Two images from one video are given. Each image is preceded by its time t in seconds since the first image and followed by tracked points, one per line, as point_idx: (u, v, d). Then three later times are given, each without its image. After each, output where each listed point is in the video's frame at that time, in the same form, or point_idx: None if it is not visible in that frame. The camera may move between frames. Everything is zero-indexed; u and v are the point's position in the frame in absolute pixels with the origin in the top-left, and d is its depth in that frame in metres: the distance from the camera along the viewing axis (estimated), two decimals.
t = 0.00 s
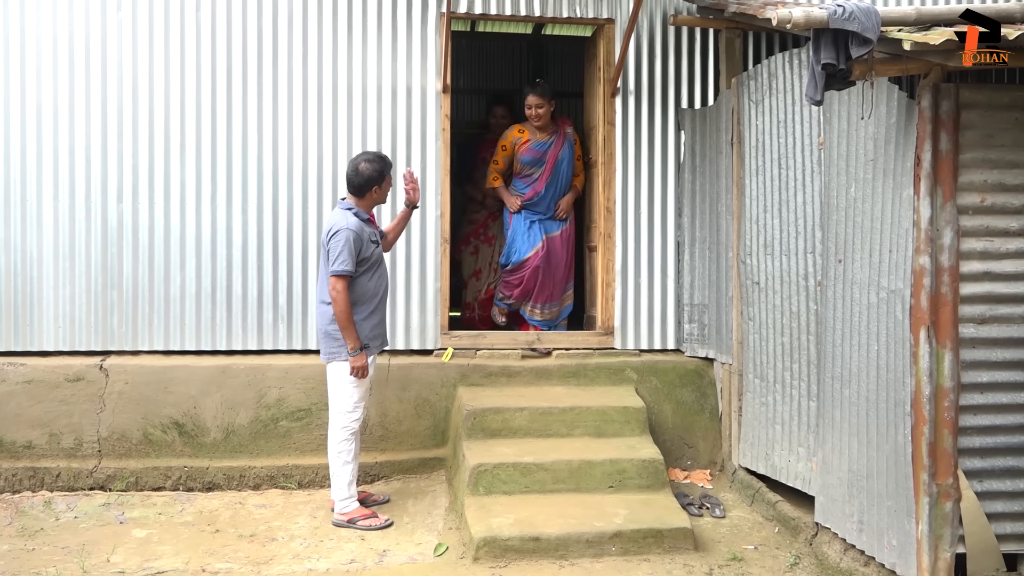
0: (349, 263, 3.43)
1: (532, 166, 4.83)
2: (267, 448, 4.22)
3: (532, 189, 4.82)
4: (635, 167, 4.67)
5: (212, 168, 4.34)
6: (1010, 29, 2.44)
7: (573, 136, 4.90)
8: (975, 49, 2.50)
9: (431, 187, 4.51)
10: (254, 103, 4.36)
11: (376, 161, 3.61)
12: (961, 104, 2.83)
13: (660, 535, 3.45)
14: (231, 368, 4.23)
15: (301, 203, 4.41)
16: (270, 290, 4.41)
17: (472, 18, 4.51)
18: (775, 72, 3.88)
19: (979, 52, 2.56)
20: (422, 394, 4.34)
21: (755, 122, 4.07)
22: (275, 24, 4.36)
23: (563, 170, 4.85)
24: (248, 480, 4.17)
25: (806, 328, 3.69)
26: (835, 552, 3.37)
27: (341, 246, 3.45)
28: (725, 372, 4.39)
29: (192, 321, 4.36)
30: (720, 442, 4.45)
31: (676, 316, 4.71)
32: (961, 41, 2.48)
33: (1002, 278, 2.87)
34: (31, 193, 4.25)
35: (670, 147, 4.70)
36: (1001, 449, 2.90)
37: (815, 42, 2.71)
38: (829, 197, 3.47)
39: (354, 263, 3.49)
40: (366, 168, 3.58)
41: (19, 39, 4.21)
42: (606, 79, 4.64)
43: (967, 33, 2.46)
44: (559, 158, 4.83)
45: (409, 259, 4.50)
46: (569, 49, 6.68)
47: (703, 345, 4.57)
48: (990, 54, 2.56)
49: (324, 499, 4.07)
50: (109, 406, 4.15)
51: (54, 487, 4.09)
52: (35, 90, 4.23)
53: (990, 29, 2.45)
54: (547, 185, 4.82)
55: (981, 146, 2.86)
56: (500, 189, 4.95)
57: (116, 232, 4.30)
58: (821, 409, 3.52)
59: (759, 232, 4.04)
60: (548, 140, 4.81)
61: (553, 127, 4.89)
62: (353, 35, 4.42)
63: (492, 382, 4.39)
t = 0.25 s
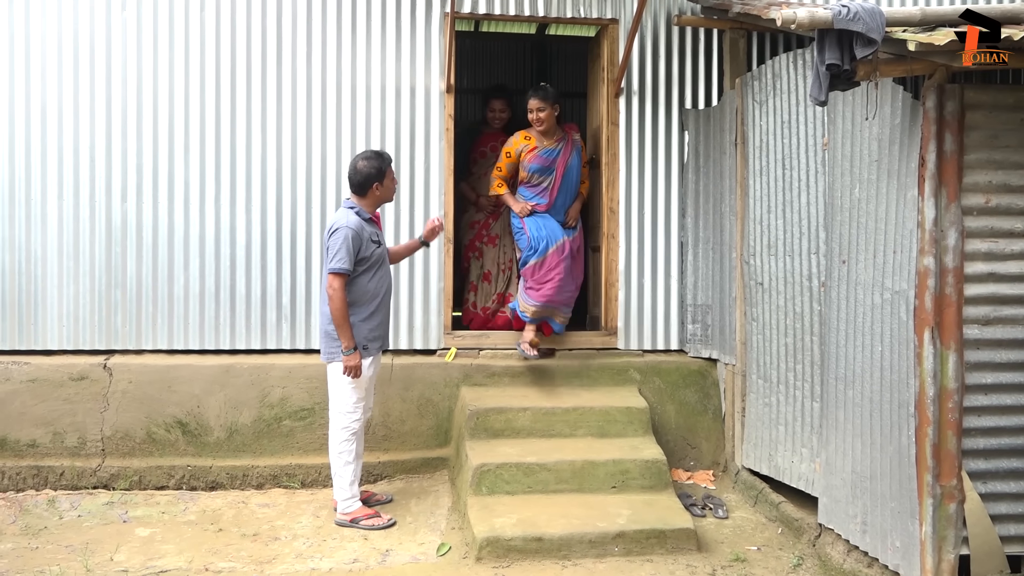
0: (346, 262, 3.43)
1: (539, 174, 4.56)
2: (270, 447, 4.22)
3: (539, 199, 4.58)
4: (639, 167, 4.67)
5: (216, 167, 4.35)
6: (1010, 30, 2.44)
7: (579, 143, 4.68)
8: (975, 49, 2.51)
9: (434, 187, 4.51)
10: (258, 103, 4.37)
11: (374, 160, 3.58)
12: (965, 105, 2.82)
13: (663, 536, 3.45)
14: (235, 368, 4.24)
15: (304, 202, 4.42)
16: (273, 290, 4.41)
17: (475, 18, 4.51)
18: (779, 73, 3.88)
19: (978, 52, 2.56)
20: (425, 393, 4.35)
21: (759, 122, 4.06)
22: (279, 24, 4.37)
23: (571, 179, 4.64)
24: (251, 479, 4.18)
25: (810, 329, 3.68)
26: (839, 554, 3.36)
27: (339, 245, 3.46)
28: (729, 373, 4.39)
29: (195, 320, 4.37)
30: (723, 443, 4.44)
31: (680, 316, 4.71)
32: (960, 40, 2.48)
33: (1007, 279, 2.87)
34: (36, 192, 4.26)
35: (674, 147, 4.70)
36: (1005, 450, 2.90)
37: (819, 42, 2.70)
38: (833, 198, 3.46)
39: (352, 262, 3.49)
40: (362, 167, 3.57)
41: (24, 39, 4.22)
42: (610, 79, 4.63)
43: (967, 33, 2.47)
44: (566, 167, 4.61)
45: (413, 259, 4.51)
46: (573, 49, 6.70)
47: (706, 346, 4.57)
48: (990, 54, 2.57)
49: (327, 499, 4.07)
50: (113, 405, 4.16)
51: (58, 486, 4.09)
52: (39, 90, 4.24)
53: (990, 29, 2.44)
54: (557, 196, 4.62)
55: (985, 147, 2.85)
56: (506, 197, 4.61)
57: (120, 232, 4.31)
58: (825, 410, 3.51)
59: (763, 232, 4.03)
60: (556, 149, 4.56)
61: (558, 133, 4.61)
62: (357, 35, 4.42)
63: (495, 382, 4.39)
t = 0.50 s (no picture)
0: (341, 257, 3.43)
1: (544, 180, 4.30)
2: (272, 446, 4.23)
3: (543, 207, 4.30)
4: (642, 167, 4.66)
5: (219, 166, 4.35)
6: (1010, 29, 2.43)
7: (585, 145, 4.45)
8: (975, 49, 2.50)
9: (437, 186, 4.51)
10: (261, 102, 4.37)
11: (357, 156, 3.59)
12: (969, 105, 2.82)
13: (666, 536, 3.45)
14: (238, 366, 4.24)
15: (307, 201, 4.42)
16: (276, 289, 4.41)
17: (479, 18, 4.51)
18: (783, 72, 3.87)
19: (978, 52, 2.56)
20: (428, 393, 4.35)
21: (762, 122, 4.06)
22: (283, 23, 4.37)
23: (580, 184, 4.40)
24: (253, 478, 4.18)
25: (813, 329, 3.68)
26: (841, 554, 3.35)
27: (336, 241, 3.47)
28: (731, 373, 4.38)
29: (198, 318, 4.37)
30: (726, 442, 4.44)
31: (682, 316, 4.71)
32: (961, 40, 2.48)
33: (1010, 279, 2.86)
34: (39, 191, 4.26)
35: (677, 147, 4.70)
36: (1008, 451, 2.89)
37: (822, 42, 2.69)
38: (836, 197, 3.46)
39: (349, 259, 3.48)
40: (349, 166, 3.58)
41: (28, 37, 4.22)
42: (613, 79, 4.62)
43: (967, 33, 2.45)
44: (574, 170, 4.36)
45: (416, 258, 4.51)
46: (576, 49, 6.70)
47: (708, 346, 4.57)
48: (990, 54, 2.56)
49: (329, 498, 4.08)
50: (116, 404, 4.16)
51: (61, 484, 4.10)
52: (43, 89, 4.24)
53: (990, 29, 2.43)
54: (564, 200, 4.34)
55: (989, 147, 2.84)
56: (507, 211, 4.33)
57: (123, 230, 4.31)
58: (828, 410, 3.51)
59: (766, 232, 4.03)
60: (562, 152, 4.31)
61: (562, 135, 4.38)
62: (360, 35, 4.42)
63: (497, 382, 4.39)
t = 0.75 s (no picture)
0: (338, 256, 3.44)
1: (544, 181, 4.22)
2: (274, 446, 4.23)
3: (542, 209, 4.20)
4: (644, 167, 4.67)
5: (221, 166, 4.36)
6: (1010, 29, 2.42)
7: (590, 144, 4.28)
8: (975, 49, 2.50)
9: (439, 186, 4.51)
10: (263, 102, 4.37)
11: (356, 156, 3.58)
12: (972, 105, 2.81)
13: (667, 536, 3.45)
14: (239, 367, 4.24)
15: (309, 201, 4.42)
16: (278, 289, 4.42)
17: (481, 18, 4.51)
18: (785, 72, 3.87)
19: (979, 52, 2.55)
20: (429, 393, 4.35)
21: (764, 122, 4.05)
22: (285, 23, 4.37)
23: (581, 182, 4.21)
24: (255, 478, 4.18)
25: (815, 329, 3.68)
26: (843, 555, 3.35)
27: (334, 241, 3.48)
28: (733, 373, 4.38)
29: (200, 318, 4.37)
30: (727, 443, 4.43)
31: (684, 316, 4.71)
32: (961, 40, 2.47)
33: (1013, 280, 2.86)
34: (41, 190, 4.27)
35: (679, 147, 4.70)
36: (1010, 451, 2.89)
37: (824, 42, 2.69)
38: (838, 198, 3.45)
39: (347, 258, 3.48)
40: (349, 164, 3.58)
41: (30, 38, 4.23)
42: (615, 79, 4.62)
43: (967, 33, 2.44)
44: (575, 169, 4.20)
45: (417, 259, 4.51)
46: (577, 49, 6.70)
47: (710, 346, 4.57)
48: (990, 53, 2.55)
49: (331, 498, 4.08)
50: (118, 403, 4.17)
51: (63, 483, 4.10)
52: (45, 89, 4.25)
53: (990, 29, 2.43)
54: (563, 199, 4.19)
55: (992, 147, 2.84)
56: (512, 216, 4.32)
57: (125, 230, 4.31)
58: (830, 410, 3.50)
59: (768, 232, 4.03)
60: (562, 152, 4.20)
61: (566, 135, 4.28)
62: (362, 35, 4.43)
63: (499, 382, 4.39)
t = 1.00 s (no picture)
0: (334, 254, 3.44)
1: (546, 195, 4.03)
2: (276, 446, 4.23)
3: (545, 223, 4.01)
4: (646, 168, 4.66)
5: (223, 167, 4.36)
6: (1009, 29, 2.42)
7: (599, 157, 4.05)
8: (975, 49, 2.49)
9: (441, 186, 4.51)
10: (265, 102, 4.37)
11: (360, 156, 3.58)
12: (975, 105, 2.81)
13: (669, 537, 3.45)
14: (241, 367, 4.24)
15: (311, 201, 4.42)
16: (280, 289, 4.42)
17: (483, 18, 4.51)
18: (787, 73, 3.87)
19: (979, 52, 2.54)
20: (431, 393, 4.35)
21: (766, 123, 4.05)
22: (287, 24, 4.38)
23: (585, 196, 3.98)
24: (257, 478, 4.18)
25: (817, 331, 3.67)
26: (845, 556, 3.35)
27: (332, 240, 3.48)
28: (735, 374, 4.38)
29: (202, 318, 4.38)
30: (729, 443, 4.43)
31: (686, 316, 4.71)
32: (961, 41, 2.47)
33: (1016, 281, 2.85)
34: (44, 190, 4.27)
35: (681, 148, 4.70)
36: (1012, 452, 2.88)
37: (827, 42, 2.69)
38: (840, 198, 3.45)
39: (345, 257, 3.49)
40: (352, 163, 3.58)
41: (33, 38, 4.23)
42: (617, 79, 4.62)
43: (966, 33, 2.44)
44: (579, 183, 3.98)
45: (419, 259, 4.51)
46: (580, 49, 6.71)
47: (712, 346, 4.57)
48: (990, 53, 2.54)
49: (332, 498, 4.08)
50: (120, 403, 4.17)
51: (65, 483, 4.11)
52: (48, 89, 4.25)
53: (990, 29, 2.43)
54: (564, 215, 3.97)
55: (994, 148, 2.84)
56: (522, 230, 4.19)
57: (128, 230, 4.32)
58: (832, 411, 3.50)
59: (770, 233, 4.02)
60: (567, 165, 4.00)
61: (574, 148, 4.06)
62: (364, 36, 4.43)
63: (501, 382, 4.39)
